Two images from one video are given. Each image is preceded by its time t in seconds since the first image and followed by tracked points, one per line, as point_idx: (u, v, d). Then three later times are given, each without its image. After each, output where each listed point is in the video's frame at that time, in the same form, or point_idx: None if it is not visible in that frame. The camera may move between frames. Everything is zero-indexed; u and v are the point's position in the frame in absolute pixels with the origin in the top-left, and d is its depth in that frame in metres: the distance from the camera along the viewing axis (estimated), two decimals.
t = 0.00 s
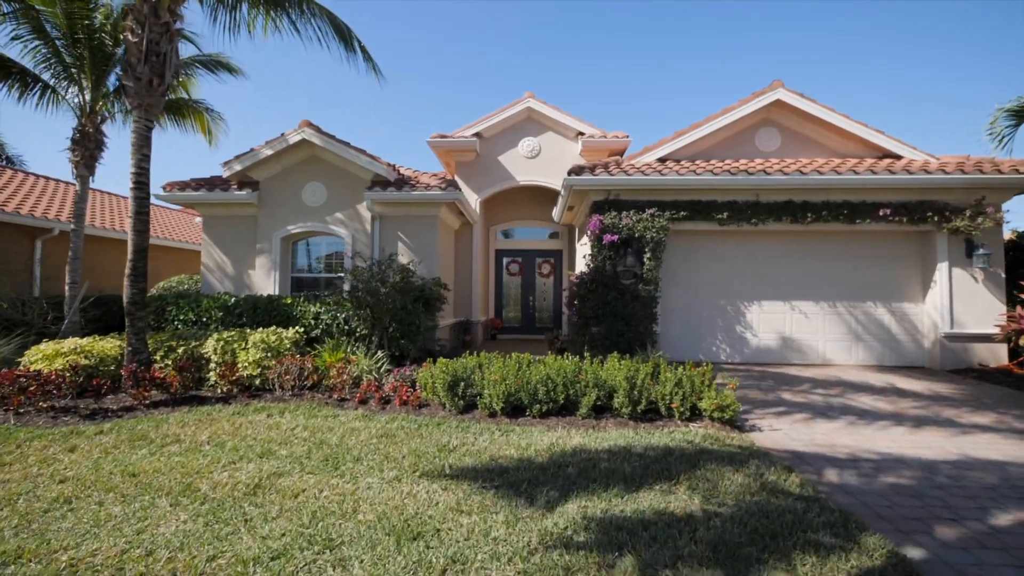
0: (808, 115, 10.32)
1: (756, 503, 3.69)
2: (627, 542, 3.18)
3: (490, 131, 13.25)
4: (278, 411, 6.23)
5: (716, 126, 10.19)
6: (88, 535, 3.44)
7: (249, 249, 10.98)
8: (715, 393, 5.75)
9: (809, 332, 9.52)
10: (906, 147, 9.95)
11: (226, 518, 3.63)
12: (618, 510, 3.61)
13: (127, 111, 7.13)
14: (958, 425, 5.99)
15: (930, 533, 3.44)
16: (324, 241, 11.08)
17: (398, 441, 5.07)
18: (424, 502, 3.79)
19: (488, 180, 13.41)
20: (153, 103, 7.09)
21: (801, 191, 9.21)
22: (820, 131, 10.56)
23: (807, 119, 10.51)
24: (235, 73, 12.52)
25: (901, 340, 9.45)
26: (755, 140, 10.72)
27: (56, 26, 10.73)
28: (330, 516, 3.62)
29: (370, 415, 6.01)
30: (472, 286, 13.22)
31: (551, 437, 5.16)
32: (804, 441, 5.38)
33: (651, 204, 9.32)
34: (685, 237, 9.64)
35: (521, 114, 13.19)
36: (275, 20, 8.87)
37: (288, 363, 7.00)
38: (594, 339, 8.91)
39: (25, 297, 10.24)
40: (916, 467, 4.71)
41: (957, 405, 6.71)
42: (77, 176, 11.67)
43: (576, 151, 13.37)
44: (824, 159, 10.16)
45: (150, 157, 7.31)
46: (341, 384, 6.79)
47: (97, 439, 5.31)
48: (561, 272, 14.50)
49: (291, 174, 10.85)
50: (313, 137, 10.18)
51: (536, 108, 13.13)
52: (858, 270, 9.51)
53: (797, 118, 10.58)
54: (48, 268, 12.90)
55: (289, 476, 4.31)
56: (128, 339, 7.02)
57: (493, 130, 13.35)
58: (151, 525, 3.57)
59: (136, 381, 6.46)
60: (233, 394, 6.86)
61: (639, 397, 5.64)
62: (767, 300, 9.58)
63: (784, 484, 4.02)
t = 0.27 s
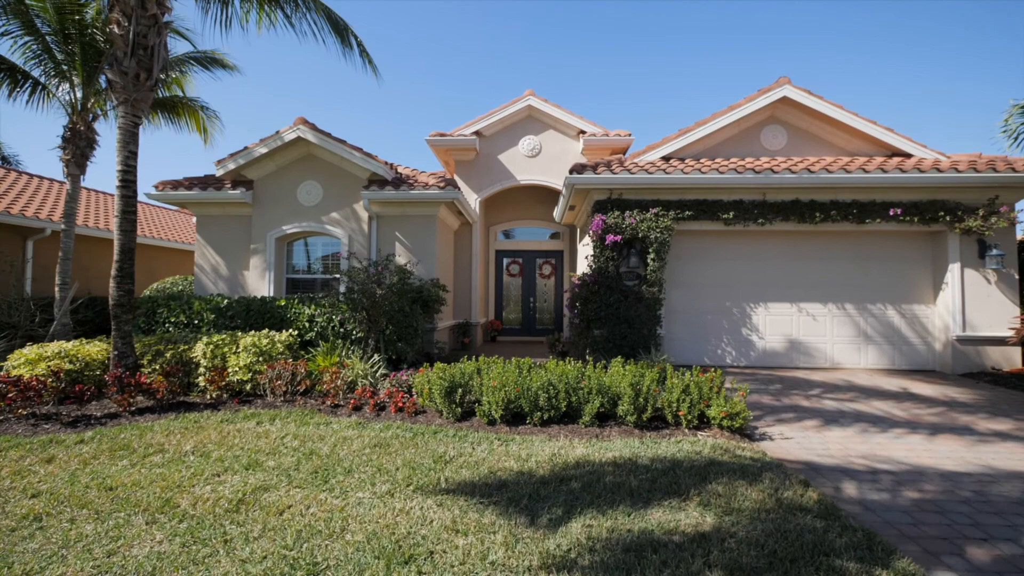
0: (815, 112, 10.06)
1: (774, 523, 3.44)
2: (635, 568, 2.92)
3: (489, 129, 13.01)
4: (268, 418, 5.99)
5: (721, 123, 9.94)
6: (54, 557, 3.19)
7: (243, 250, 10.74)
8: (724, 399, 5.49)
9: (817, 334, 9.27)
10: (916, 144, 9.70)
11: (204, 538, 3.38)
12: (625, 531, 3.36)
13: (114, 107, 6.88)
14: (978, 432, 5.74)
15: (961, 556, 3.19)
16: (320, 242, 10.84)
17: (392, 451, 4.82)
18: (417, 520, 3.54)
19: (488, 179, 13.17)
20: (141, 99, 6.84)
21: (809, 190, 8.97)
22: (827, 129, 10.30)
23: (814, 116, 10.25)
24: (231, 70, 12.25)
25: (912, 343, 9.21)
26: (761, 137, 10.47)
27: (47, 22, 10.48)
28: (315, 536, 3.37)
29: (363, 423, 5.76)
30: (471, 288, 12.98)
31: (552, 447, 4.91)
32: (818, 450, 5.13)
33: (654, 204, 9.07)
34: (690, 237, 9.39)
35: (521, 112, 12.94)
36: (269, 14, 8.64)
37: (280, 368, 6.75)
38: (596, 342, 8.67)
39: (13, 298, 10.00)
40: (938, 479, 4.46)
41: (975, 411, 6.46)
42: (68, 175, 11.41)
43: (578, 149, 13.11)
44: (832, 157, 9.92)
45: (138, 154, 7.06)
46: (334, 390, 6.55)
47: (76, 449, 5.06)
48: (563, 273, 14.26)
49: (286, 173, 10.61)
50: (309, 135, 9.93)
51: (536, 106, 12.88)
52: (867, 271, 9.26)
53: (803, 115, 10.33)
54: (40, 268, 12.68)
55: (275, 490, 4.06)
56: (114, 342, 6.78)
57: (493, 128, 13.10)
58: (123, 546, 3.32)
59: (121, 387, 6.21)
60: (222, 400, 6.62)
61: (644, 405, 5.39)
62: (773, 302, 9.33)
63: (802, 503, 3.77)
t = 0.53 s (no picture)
0: (823, 108, 9.83)
1: (794, 544, 3.20)
2: None
3: (489, 127, 12.77)
4: (258, 424, 5.75)
5: (726, 120, 9.70)
6: None
7: (237, 249, 10.52)
8: (733, 405, 5.25)
9: (825, 336, 9.03)
10: (926, 141, 9.46)
11: (180, 558, 3.14)
12: (633, 552, 3.11)
13: (99, 102, 6.63)
14: (998, 438, 5.51)
15: None
16: (316, 241, 10.61)
17: (386, 460, 4.59)
18: (410, 538, 3.30)
19: (487, 178, 12.94)
20: (128, 94, 6.58)
21: (817, 188, 8.72)
22: (835, 126, 10.07)
23: (821, 112, 10.01)
24: (226, 67, 12.00)
25: (922, 345, 8.97)
26: (767, 135, 10.23)
27: (37, 18, 10.20)
28: (300, 557, 3.13)
29: (356, 429, 5.51)
30: (470, 288, 12.75)
31: (553, 457, 4.67)
32: (832, 459, 4.90)
33: (658, 202, 8.83)
34: (694, 237, 9.15)
35: (521, 109, 12.71)
36: (262, 7, 8.41)
37: (271, 371, 6.52)
38: (598, 344, 8.49)
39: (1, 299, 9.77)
40: (963, 491, 4.21)
41: (992, 417, 6.22)
42: (59, 173, 11.16)
43: (579, 147, 12.87)
44: (840, 154, 9.68)
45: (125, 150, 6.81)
46: (327, 395, 6.31)
47: (54, 458, 4.82)
48: (563, 273, 14.03)
49: (281, 171, 10.38)
50: (304, 132, 9.70)
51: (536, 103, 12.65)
52: (876, 271, 9.02)
53: (810, 112, 10.09)
54: (32, 269, 12.46)
55: (260, 504, 3.82)
56: (99, 345, 6.54)
57: (493, 126, 12.87)
58: (92, 567, 3.08)
59: (105, 392, 5.98)
60: (211, 405, 6.38)
61: (650, 411, 5.15)
62: (780, 303, 9.09)
63: (822, 521, 3.53)
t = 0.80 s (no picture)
0: (830, 104, 9.59)
1: (816, 566, 2.95)
2: None
3: (489, 124, 12.55)
4: (246, 430, 5.52)
5: (731, 116, 9.45)
6: None
7: (231, 249, 10.28)
8: (743, 412, 5.01)
9: (834, 338, 8.79)
10: (936, 138, 9.23)
11: None
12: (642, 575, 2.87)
13: (85, 96, 6.39)
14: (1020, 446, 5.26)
15: None
16: (312, 241, 10.38)
17: (379, 470, 4.35)
18: (401, 558, 3.07)
19: (487, 176, 12.71)
20: (114, 87, 6.34)
21: (826, 186, 8.49)
22: (843, 122, 9.83)
23: (829, 108, 9.77)
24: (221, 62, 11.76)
25: (933, 347, 8.73)
26: (772, 132, 10.00)
27: (27, 12, 9.95)
28: None
29: (349, 436, 5.27)
30: (469, 289, 12.51)
31: (555, 466, 4.43)
32: (848, 469, 4.66)
33: (663, 200, 8.60)
34: (699, 236, 8.91)
35: (521, 106, 12.48)
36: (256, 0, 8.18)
37: (262, 375, 6.29)
38: (600, 346, 8.25)
39: None
40: (989, 504, 3.97)
41: (1011, 422, 5.98)
42: (50, 172, 10.92)
43: (581, 145, 12.65)
44: (849, 151, 9.44)
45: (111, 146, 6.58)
46: (319, 400, 6.07)
47: (29, 467, 4.58)
48: (564, 273, 13.79)
49: (276, 169, 10.15)
50: (299, 129, 9.47)
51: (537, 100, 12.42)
52: (886, 271, 8.79)
53: (818, 108, 9.85)
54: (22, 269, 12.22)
55: (242, 519, 3.59)
56: (84, 347, 6.31)
57: (493, 124, 12.64)
58: None
59: (87, 397, 5.74)
60: (199, 410, 6.15)
61: (656, 418, 4.91)
62: (787, 304, 8.85)
63: (845, 540, 3.29)
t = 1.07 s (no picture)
0: (837, 101, 9.36)
1: None
2: None
3: (488, 122, 12.32)
4: (233, 438, 5.28)
5: (736, 114, 9.22)
6: None
7: (224, 249, 10.05)
8: (754, 420, 4.77)
9: (842, 341, 8.56)
10: (947, 135, 9.00)
11: None
12: None
13: (67, 91, 6.15)
14: None
15: None
16: (307, 241, 10.15)
17: (369, 483, 4.11)
18: None
19: (486, 175, 12.47)
20: (97, 80, 6.10)
21: (834, 184, 8.27)
22: (850, 120, 9.61)
23: (836, 106, 9.55)
24: (216, 59, 11.51)
25: (944, 350, 8.49)
26: (778, 129, 9.77)
27: (16, 7, 9.70)
28: None
29: (340, 445, 5.03)
30: (468, 290, 12.28)
31: (556, 479, 4.19)
32: (864, 481, 4.42)
33: (666, 199, 8.36)
34: (704, 236, 8.67)
35: (521, 104, 12.25)
36: None
37: (251, 381, 6.04)
38: (603, 350, 8.00)
39: None
40: (1018, 520, 3.73)
41: None
42: (39, 170, 10.66)
43: (582, 143, 12.42)
44: (856, 149, 9.22)
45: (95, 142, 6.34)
46: (310, 406, 5.83)
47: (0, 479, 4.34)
48: (565, 274, 13.57)
49: (270, 167, 9.92)
50: (293, 126, 9.24)
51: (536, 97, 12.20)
52: (895, 272, 8.56)
53: (824, 105, 9.63)
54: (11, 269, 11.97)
55: (220, 538, 3.34)
56: (66, 351, 6.07)
57: (492, 122, 12.41)
58: None
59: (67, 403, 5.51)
60: (185, 416, 5.91)
61: (662, 426, 4.67)
62: (794, 306, 8.62)
63: (869, 564, 3.04)
